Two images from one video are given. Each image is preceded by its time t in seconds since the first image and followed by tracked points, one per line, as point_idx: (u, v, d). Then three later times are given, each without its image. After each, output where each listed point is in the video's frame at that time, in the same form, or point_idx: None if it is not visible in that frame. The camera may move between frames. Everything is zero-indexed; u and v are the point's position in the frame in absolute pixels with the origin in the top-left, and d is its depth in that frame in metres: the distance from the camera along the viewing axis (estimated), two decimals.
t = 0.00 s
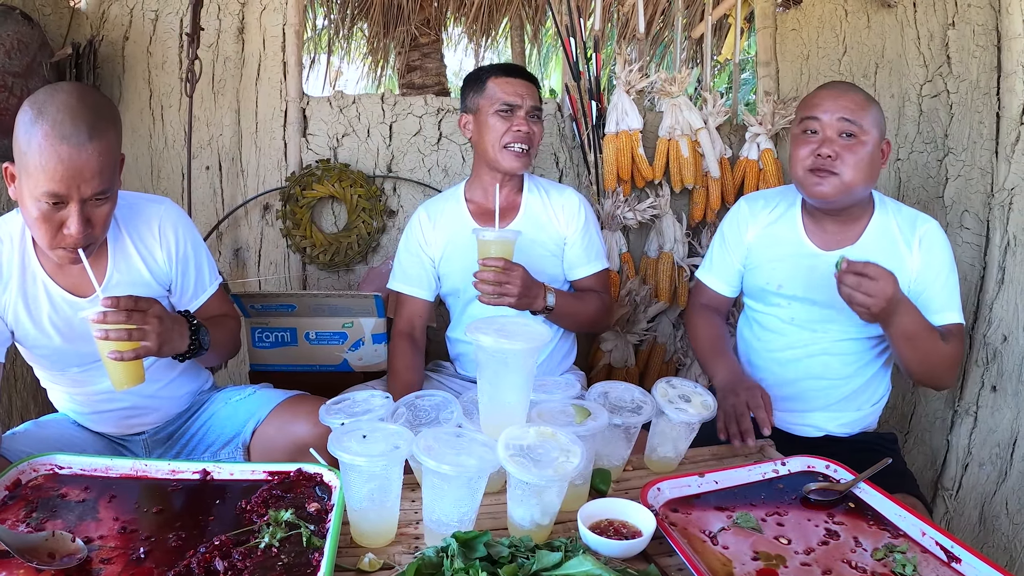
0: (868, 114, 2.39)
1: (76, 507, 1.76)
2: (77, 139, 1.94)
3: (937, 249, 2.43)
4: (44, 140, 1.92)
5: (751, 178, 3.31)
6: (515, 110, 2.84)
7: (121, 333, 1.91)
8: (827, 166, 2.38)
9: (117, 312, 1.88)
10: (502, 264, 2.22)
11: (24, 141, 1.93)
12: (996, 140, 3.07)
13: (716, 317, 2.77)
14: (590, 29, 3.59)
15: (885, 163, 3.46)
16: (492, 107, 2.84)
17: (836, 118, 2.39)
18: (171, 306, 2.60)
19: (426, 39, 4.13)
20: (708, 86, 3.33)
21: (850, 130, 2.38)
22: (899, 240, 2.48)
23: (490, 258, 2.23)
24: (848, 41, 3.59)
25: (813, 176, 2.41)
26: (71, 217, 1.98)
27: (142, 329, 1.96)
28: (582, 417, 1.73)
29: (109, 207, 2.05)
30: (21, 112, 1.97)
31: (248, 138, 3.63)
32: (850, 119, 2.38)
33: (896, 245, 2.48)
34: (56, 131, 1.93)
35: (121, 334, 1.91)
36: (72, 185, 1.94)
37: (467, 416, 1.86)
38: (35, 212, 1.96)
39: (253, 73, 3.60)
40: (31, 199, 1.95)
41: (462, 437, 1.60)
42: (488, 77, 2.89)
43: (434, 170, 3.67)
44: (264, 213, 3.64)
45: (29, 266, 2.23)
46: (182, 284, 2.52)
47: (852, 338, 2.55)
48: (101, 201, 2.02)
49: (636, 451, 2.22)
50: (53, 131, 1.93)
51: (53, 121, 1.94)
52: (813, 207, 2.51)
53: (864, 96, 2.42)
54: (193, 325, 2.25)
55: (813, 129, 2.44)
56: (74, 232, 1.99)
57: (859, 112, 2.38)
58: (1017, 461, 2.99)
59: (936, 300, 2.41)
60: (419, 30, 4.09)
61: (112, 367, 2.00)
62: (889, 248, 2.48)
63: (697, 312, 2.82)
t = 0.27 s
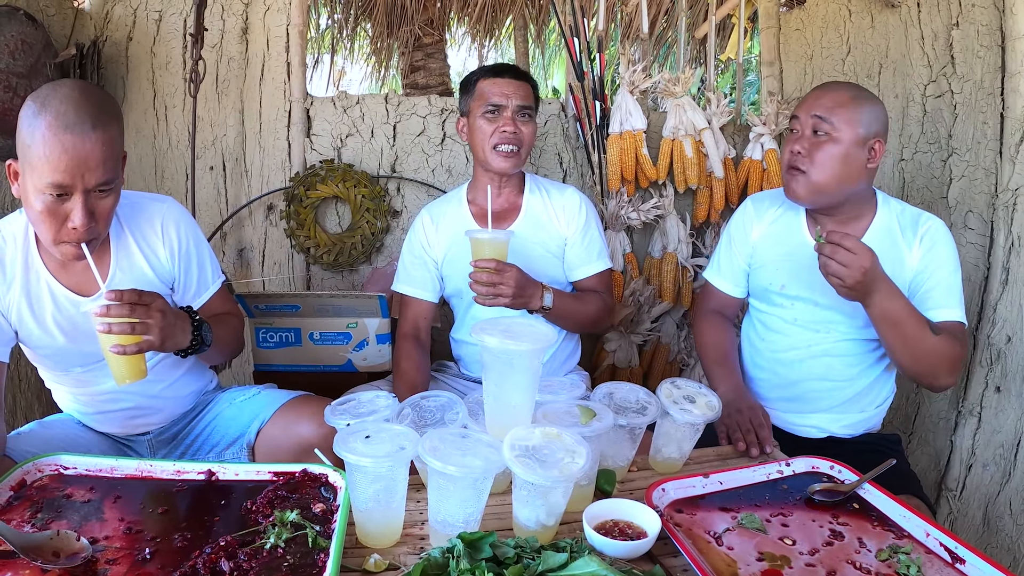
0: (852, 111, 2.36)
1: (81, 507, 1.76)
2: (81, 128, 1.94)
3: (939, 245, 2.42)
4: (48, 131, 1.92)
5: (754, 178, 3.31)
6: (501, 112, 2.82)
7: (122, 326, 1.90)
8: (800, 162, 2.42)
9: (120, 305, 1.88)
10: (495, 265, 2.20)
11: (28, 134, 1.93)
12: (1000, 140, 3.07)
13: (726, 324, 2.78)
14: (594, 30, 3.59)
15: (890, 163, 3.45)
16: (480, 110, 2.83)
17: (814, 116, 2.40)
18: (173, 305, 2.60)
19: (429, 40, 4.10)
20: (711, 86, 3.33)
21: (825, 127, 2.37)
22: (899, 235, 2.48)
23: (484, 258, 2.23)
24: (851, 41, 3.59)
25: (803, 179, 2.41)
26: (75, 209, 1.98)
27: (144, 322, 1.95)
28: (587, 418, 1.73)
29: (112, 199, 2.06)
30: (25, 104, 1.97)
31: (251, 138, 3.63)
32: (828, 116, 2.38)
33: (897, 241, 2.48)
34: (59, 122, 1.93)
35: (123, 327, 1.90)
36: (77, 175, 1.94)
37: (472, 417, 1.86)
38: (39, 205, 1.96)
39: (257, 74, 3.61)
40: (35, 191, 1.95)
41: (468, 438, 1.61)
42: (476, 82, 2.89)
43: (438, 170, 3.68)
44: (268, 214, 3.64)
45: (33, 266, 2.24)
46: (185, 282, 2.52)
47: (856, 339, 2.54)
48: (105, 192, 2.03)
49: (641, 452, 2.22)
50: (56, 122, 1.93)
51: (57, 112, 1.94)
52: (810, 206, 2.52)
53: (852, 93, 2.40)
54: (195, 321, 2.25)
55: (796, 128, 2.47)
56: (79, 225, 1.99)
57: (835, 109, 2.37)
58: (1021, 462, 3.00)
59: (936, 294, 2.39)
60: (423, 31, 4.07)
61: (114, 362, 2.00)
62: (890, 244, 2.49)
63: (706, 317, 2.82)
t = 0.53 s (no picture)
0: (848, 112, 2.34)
1: (83, 504, 1.77)
2: (79, 119, 1.95)
3: (936, 231, 2.37)
4: (46, 123, 1.93)
5: (758, 179, 3.30)
6: (499, 115, 2.81)
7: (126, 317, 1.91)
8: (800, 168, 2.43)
9: (122, 297, 1.88)
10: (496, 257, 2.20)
11: (27, 128, 1.93)
12: (1004, 141, 3.06)
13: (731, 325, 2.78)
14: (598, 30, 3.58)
15: (894, 164, 3.44)
16: (479, 111, 2.83)
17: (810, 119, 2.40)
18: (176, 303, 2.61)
19: (433, 40, 4.09)
20: (715, 87, 3.33)
21: (822, 131, 2.37)
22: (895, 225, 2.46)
23: (486, 251, 2.21)
24: (856, 42, 3.59)
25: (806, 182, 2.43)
26: (77, 200, 1.98)
27: (147, 315, 1.96)
28: (590, 418, 1.73)
29: (113, 188, 2.06)
30: (23, 99, 1.97)
31: (255, 137, 3.64)
32: (824, 119, 2.37)
33: (892, 230, 2.46)
34: (58, 113, 1.93)
35: (125, 318, 1.91)
36: (77, 165, 1.95)
37: (475, 416, 1.86)
38: (41, 198, 1.97)
39: (261, 73, 3.61)
40: (36, 184, 1.96)
41: (470, 437, 1.61)
42: (476, 83, 2.89)
43: (442, 170, 3.68)
44: (272, 213, 3.65)
45: (35, 263, 2.24)
46: (187, 278, 2.52)
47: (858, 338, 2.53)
48: (106, 181, 2.03)
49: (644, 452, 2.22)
50: (55, 114, 1.93)
51: (55, 105, 1.95)
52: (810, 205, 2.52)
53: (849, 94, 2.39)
54: (197, 315, 2.25)
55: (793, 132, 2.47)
56: (81, 215, 1.99)
57: (833, 113, 2.36)
58: None
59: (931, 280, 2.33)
60: (427, 30, 4.06)
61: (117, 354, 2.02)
62: (886, 235, 2.47)
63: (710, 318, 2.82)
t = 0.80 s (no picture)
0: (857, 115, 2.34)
1: (93, 503, 1.77)
2: (84, 115, 1.95)
3: (939, 228, 2.36)
4: (50, 120, 1.92)
5: (767, 181, 3.30)
6: (504, 113, 2.81)
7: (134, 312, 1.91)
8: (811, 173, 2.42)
9: (131, 290, 1.89)
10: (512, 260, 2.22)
11: (31, 126, 1.93)
12: (1013, 144, 3.10)
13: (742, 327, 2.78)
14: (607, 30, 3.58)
15: (903, 166, 3.43)
16: (484, 109, 2.83)
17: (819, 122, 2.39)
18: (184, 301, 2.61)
19: (442, 39, 4.09)
20: (725, 88, 3.32)
21: (832, 134, 2.36)
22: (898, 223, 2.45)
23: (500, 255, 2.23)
24: (865, 43, 3.58)
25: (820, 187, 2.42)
26: (85, 195, 1.99)
27: (155, 308, 1.96)
28: (602, 419, 1.73)
29: (120, 181, 2.07)
30: (25, 99, 1.97)
31: (264, 136, 3.64)
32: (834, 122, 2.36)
33: (895, 228, 2.45)
34: (62, 110, 1.93)
35: (132, 312, 1.91)
36: (84, 161, 1.95)
37: (487, 417, 1.86)
38: (49, 195, 1.97)
39: (270, 72, 3.61)
40: (43, 182, 1.96)
41: (483, 438, 1.61)
42: (482, 82, 2.89)
43: (450, 170, 3.68)
44: (280, 212, 3.65)
45: (44, 260, 2.24)
46: (195, 273, 2.52)
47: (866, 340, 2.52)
48: (113, 176, 2.04)
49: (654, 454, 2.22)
50: (59, 111, 1.93)
51: (58, 102, 1.94)
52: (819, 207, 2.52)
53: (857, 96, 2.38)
54: (205, 309, 2.25)
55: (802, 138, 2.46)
56: (90, 210, 2.00)
57: (842, 115, 2.35)
58: None
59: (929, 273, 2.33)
60: (436, 30, 4.05)
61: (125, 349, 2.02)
62: (888, 233, 2.47)
63: (720, 320, 2.82)
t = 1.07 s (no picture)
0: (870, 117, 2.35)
1: (106, 498, 1.76)
2: (95, 108, 1.94)
3: (950, 229, 2.38)
4: (62, 112, 1.91)
5: (777, 180, 3.31)
6: (516, 120, 2.80)
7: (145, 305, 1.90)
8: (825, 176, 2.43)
9: (142, 282, 1.88)
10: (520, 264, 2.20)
11: (42, 118, 1.92)
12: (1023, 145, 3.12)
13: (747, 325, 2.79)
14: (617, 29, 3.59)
15: (912, 166, 3.45)
16: (495, 115, 2.82)
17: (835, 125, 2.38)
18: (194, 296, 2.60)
19: (451, 37, 4.09)
20: (735, 87, 3.33)
21: (848, 137, 2.36)
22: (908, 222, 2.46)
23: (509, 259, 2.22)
24: (875, 43, 3.60)
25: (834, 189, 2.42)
26: (96, 188, 1.98)
27: (166, 301, 1.96)
28: (619, 415, 1.73)
29: (130, 175, 2.06)
30: (36, 91, 1.96)
31: (273, 133, 3.63)
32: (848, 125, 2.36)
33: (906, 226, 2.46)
34: (73, 103, 1.92)
35: (143, 305, 1.90)
36: (95, 154, 1.94)
37: (503, 413, 1.86)
38: (59, 187, 1.96)
39: (280, 69, 3.61)
40: (54, 175, 1.95)
41: (501, 434, 1.60)
42: (493, 83, 2.87)
43: (460, 168, 3.67)
44: (289, 208, 3.64)
45: (54, 255, 2.24)
46: (206, 267, 2.51)
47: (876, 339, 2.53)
48: (123, 169, 2.03)
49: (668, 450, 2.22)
50: (70, 104, 1.92)
51: (69, 95, 1.93)
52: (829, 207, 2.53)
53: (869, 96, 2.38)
54: (216, 304, 2.24)
55: (815, 140, 2.46)
56: (101, 203, 2.00)
57: (857, 119, 2.35)
58: None
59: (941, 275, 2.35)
60: (444, 28, 4.07)
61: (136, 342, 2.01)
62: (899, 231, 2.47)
63: (727, 319, 2.83)
